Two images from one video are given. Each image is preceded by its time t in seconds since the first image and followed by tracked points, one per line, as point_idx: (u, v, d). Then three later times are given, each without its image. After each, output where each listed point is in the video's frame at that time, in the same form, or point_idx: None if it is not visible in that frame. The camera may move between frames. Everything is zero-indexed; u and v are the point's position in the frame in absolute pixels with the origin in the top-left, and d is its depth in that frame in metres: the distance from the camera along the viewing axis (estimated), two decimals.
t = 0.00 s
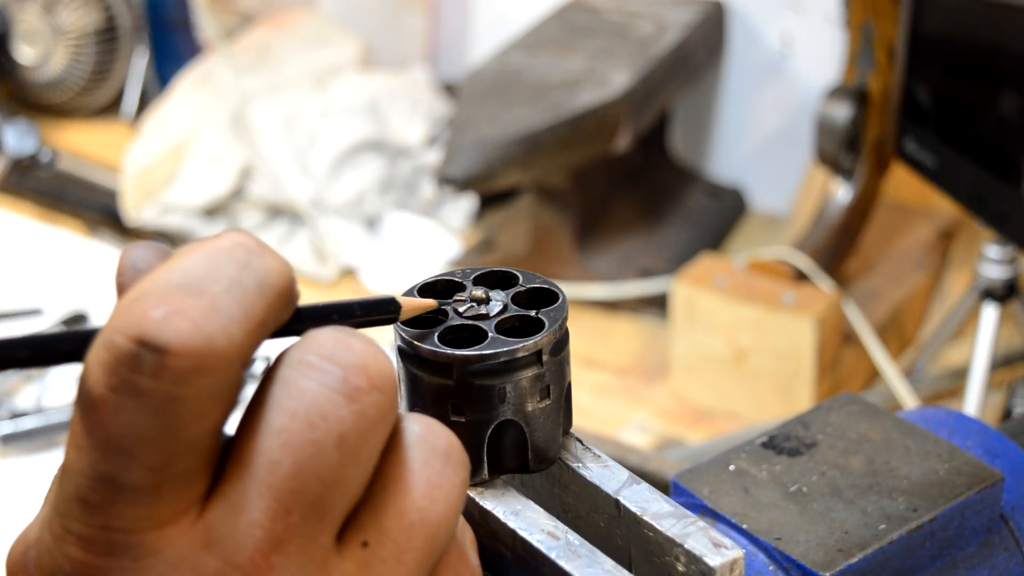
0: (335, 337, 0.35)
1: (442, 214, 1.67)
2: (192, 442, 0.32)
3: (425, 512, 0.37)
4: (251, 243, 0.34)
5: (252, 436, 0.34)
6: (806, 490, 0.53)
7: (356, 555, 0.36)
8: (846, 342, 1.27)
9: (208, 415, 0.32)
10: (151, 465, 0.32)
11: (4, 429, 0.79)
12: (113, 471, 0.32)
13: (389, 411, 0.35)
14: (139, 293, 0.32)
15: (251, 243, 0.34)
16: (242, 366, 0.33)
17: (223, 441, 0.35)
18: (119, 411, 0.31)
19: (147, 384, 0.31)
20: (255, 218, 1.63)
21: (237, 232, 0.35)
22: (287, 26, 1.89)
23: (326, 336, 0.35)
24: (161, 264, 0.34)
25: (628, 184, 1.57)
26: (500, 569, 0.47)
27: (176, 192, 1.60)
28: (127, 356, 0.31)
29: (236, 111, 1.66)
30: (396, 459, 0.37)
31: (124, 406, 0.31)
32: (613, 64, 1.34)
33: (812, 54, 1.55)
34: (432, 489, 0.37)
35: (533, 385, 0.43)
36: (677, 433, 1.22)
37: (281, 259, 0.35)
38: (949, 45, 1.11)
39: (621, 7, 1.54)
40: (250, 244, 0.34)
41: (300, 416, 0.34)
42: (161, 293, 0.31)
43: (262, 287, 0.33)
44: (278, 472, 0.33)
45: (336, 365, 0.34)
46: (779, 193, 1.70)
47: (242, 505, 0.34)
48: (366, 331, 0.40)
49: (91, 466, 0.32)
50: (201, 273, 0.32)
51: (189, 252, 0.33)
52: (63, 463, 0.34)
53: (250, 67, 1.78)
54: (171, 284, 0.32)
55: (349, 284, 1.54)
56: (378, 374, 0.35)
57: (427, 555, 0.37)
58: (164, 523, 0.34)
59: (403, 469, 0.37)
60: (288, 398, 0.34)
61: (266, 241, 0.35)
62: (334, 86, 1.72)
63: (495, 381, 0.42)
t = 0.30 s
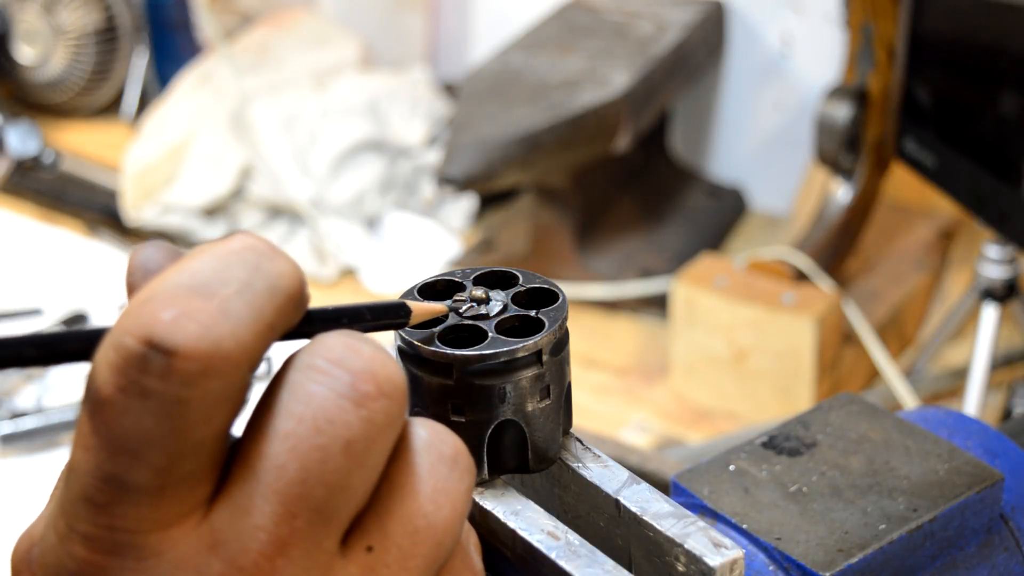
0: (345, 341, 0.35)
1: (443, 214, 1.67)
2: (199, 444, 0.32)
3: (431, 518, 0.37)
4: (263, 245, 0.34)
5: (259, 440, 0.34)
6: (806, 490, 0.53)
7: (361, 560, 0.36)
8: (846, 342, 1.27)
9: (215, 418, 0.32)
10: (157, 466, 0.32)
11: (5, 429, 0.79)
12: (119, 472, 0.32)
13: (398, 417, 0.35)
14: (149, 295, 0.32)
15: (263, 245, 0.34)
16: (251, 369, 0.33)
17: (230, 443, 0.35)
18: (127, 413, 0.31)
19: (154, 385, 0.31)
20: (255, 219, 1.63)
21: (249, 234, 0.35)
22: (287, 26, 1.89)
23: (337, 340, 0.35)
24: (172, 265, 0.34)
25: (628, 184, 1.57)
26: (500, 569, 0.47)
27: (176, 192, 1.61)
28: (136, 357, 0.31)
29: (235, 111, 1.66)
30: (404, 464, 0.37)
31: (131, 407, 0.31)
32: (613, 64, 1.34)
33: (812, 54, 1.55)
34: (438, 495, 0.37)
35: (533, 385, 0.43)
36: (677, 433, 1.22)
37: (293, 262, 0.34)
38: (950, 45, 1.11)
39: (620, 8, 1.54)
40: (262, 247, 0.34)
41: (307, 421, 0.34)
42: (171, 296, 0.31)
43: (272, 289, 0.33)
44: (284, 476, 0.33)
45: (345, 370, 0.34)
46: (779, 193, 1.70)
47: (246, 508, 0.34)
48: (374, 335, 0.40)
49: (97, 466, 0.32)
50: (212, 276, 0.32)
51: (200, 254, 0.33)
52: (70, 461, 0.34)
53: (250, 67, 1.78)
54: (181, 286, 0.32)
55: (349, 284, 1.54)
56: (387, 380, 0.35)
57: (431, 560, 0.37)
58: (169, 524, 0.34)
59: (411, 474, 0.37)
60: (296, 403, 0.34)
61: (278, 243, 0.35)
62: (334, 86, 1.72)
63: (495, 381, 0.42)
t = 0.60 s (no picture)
0: (349, 340, 0.35)
1: (442, 213, 1.67)
2: (203, 441, 0.32)
3: (433, 517, 0.37)
4: (270, 245, 0.35)
5: (263, 437, 0.34)
6: (806, 490, 0.53)
7: (362, 558, 0.36)
8: (846, 342, 1.27)
9: (220, 414, 0.32)
10: (161, 461, 0.32)
11: (5, 429, 0.79)
12: (122, 466, 0.32)
13: (401, 416, 0.35)
14: (156, 291, 0.32)
15: (270, 244, 0.35)
16: (256, 367, 0.33)
17: (233, 439, 0.35)
18: (132, 407, 0.31)
19: (160, 380, 0.31)
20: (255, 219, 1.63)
21: (255, 234, 0.36)
22: (287, 26, 1.89)
23: (340, 339, 0.35)
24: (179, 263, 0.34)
25: (629, 184, 1.57)
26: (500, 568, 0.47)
27: (176, 192, 1.61)
28: (142, 352, 0.31)
29: (236, 111, 1.66)
30: (407, 464, 0.37)
31: (137, 402, 0.31)
32: (613, 64, 1.34)
33: (812, 54, 1.55)
34: (440, 494, 0.37)
35: (533, 385, 0.43)
36: (677, 433, 1.22)
37: (300, 263, 0.35)
38: (949, 45, 1.11)
39: (621, 8, 1.54)
40: (270, 246, 0.34)
41: (310, 418, 0.34)
42: (178, 291, 0.32)
43: (279, 289, 0.33)
44: (288, 474, 0.33)
45: (349, 369, 0.34)
46: (779, 193, 1.70)
47: (248, 505, 0.34)
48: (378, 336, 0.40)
49: (101, 461, 0.32)
50: (219, 273, 0.33)
51: (207, 252, 0.33)
52: (74, 456, 0.34)
53: (250, 67, 1.78)
54: (189, 282, 0.32)
55: (349, 284, 1.54)
56: (391, 379, 0.35)
57: (432, 559, 0.37)
58: (171, 520, 0.34)
59: (413, 473, 0.37)
60: (299, 401, 0.34)
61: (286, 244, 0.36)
62: (334, 86, 1.72)
63: (495, 381, 0.42)
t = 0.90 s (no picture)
0: (346, 339, 0.35)
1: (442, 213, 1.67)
2: (199, 440, 0.32)
3: (430, 517, 0.37)
4: (269, 245, 0.35)
5: (258, 437, 0.34)
6: (806, 490, 0.52)
7: (359, 557, 0.36)
8: (846, 342, 1.27)
9: (215, 414, 0.32)
10: (156, 460, 0.32)
11: (4, 429, 0.79)
12: (118, 466, 0.32)
13: (398, 416, 0.35)
14: (153, 290, 0.32)
15: (268, 244, 0.35)
16: (253, 368, 0.33)
17: (230, 439, 0.35)
18: (127, 406, 0.31)
19: (155, 379, 0.31)
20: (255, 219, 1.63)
21: (253, 234, 0.36)
22: (287, 26, 1.89)
23: (337, 339, 0.35)
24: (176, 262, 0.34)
25: (629, 185, 1.57)
26: (499, 569, 0.47)
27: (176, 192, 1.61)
28: (138, 351, 0.31)
29: (235, 111, 1.66)
30: (404, 463, 0.37)
31: (132, 401, 0.31)
32: (613, 64, 1.34)
33: (812, 54, 1.55)
34: (437, 494, 0.37)
35: (533, 385, 0.43)
36: (677, 433, 1.22)
37: (298, 263, 0.35)
38: (950, 45, 1.11)
39: (621, 8, 1.54)
40: (268, 246, 0.34)
41: (306, 418, 0.34)
42: (174, 291, 0.32)
43: (276, 289, 0.33)
44: (283, 473, 0.33)
45: (345, 369, 0.34)
46: (779, 193, 1.70)
47: (245, 506, 0.34)
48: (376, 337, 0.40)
49: (97, 460, 0.32)
50: (216, 272, 0.33)
51: (204, 251, 0.33)
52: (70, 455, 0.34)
53: (250, 67, 1.78)
54: (185, 282, 0.32)
55: (349, 284, 1.54)
56: (387, 380, 0.35)
57: (429, 559, 0.37)
58: (167, 519, 0.34)
59: (410, 473, 0.37)
60: (295, 401, 0.34)
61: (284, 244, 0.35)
62: (334, 86, 1.72)
63: (495, 381, 0.42)
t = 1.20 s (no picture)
0: (359, 344, 0.35)
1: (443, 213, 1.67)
2: (210, 441, 0.32)
3: (440, 524, 0.37)
4: (282, 245, 0.35)
5: (271, 440, 0.34)
6: (805, 490, 0.53)
7: (368, 562, 0.36)
8: (846, 342, 1.27)
9: (227, 415, 0.32)
10: (167, 461, 0.32)
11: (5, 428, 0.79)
12: (129, 465, 0.32)
13: (410, 422, 0.35)
14: (165, 290, 0.32)
15: (281, 244, 0.35)
16: (265, 370, 0.33)
17: (241, 441, 0.35)
18: (139, 406, 0.31)
19: (167, 380, 0.31)
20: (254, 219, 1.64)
21: (267, 233, 0.36)
22: (288, 26, 1.89)
23: (350, 343, 0.35)
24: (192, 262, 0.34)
25: (629, 185, 1.57)
26: (500, 568, 0.47)
27: (176, 192, 1.61)
28: (150, 351, 0.31)
29: (235, 111, 1.66)
30: (416, 469, 0.37)
31: (143, 401, 0.31)
32: (613, 64, 1.34)
33: (812, 54, 1.55)
34: (447, 500, 0.37)
35: (533, 385, 0.43)
36: (677, 433, 1.22)
37: (311, 262, 0.35)
38: (950, 46, 1.11)
39: (621, 8, 1.54)
40: (281, 247, 0.34)
41: (318, 423, 0.34)
42: (187, 291, 0.32)
43: (289, 290, 0.33)
44: (295, 478, 0.33)
45: (358, 374, 0.34)
46: (779, 193, 1.70)
47: (255, 508, 0.34)
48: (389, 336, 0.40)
49: (108, 459, 0.32)
50: (229, 273, 0.33)
51: (218, 251, 0.34)
52: (81, 454, 0.34)
53: (250, 67, 1.78)
54: (198, 282, 0.32)
55: (349, 284, 1.54)
56: (400, 386, 0.35)
57: (438, 564, 0.37)
58: (176, 520, 0.34)
59: (422, 478, 0.37)
60: (307, 405, 0.34)
61: (299, 244, 0.35)
62: (334, 86, 1.72)
63: (495, 381, 0.42)
